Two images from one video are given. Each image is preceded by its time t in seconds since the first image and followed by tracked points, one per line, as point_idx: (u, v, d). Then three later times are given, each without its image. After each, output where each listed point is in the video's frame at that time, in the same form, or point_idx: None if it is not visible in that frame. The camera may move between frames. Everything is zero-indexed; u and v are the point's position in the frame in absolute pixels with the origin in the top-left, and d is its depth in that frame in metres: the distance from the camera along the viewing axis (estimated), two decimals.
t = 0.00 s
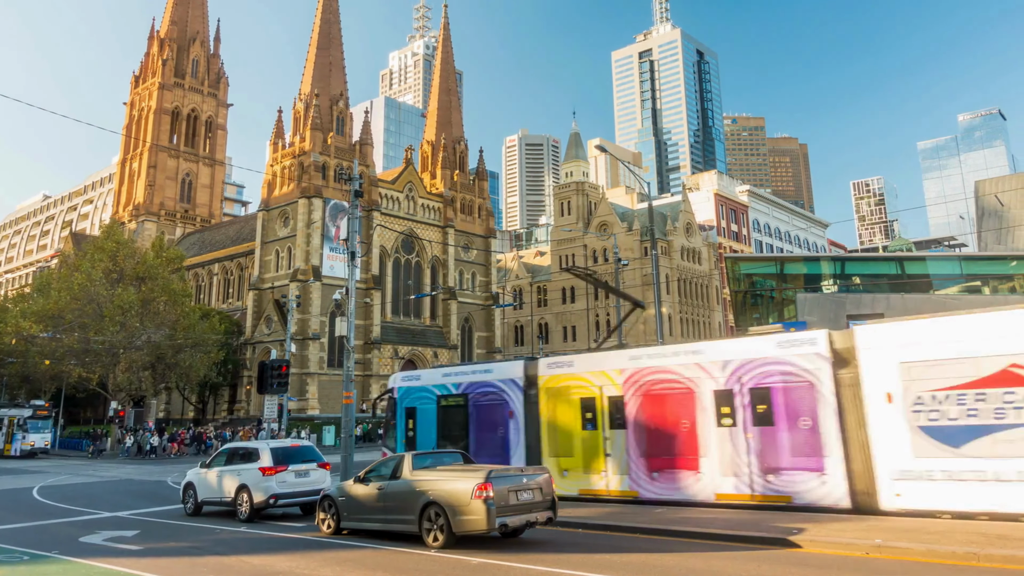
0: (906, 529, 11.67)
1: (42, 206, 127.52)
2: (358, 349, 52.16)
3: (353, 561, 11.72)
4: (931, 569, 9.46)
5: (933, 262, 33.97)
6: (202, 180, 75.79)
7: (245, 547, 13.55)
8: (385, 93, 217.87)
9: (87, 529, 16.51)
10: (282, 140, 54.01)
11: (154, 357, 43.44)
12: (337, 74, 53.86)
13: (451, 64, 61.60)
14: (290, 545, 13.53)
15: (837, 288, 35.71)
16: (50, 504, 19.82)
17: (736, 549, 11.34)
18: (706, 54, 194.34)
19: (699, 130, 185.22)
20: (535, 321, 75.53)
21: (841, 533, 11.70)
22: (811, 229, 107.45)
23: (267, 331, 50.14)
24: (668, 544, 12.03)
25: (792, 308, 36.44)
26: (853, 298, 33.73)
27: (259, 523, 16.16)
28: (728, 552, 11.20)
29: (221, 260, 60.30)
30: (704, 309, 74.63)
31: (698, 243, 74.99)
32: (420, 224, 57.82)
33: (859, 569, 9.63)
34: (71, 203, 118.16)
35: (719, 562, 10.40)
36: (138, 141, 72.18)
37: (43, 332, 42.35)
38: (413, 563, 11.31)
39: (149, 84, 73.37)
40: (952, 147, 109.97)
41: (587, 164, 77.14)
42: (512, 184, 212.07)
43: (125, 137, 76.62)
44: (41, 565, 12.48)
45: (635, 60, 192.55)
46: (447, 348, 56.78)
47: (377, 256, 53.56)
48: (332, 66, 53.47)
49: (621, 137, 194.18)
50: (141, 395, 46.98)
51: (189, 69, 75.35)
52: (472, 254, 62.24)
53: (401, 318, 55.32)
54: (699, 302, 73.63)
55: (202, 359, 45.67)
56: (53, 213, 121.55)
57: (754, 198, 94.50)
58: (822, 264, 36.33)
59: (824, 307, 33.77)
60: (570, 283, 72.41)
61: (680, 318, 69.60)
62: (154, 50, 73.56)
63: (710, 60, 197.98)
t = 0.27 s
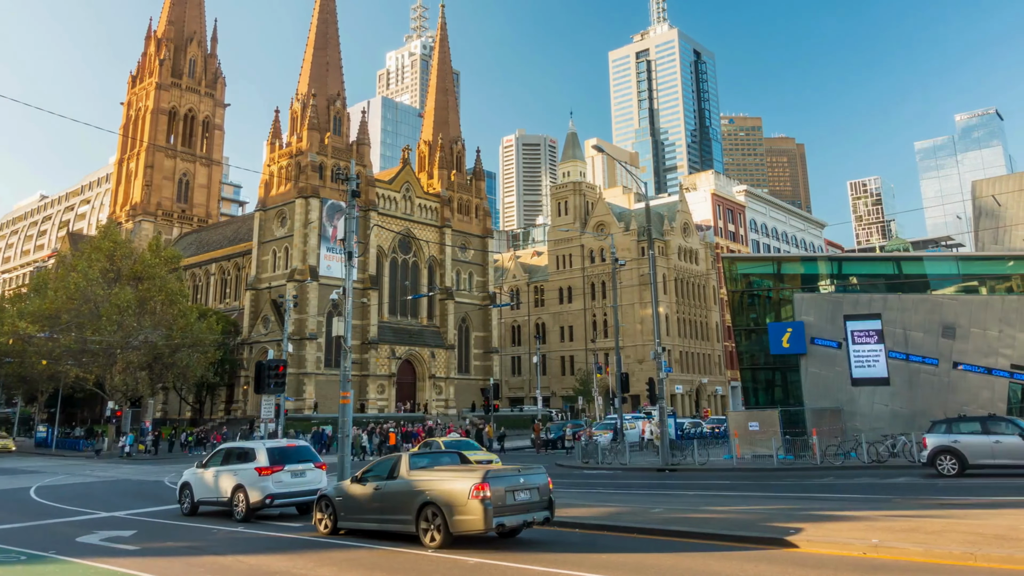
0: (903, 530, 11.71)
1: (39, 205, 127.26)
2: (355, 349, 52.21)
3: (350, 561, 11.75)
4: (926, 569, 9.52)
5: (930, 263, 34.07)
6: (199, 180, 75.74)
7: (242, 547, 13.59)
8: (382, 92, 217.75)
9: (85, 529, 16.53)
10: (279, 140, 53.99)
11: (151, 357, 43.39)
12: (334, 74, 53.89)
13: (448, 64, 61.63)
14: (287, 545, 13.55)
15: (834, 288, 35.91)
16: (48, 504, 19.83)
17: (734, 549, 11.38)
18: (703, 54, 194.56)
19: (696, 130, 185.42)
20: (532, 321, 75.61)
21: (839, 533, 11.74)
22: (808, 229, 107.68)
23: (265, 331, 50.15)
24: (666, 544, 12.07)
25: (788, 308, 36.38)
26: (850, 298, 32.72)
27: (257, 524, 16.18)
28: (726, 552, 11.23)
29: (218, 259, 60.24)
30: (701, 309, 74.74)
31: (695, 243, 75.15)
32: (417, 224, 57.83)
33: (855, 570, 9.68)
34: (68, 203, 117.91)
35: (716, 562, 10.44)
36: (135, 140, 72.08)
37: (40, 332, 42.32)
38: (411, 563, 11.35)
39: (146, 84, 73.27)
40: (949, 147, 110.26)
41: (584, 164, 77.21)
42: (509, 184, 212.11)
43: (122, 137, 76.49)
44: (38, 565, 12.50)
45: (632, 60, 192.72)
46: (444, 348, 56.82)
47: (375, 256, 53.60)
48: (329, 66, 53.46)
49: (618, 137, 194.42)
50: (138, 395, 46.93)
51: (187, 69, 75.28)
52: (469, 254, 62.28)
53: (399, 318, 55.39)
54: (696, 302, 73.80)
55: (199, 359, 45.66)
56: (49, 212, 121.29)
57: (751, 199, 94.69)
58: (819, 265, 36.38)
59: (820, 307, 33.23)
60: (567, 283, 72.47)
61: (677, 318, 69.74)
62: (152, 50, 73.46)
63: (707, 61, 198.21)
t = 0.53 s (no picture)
0: (900, 531, 11.77)
1: (36, 205, 126.95)
2: (352, 349, 52.21)
3: (349, 561, 11.77)
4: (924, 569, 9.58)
5: (927, 262, 34.14)
6: (196, 180, 75.64)
7: (240, 547, 13.60)
8: (379, 92, 217.62)
9: (83, 529, 16.55)
10: (276, 140, 53.95)
11: (148, 357, 43.32)
12: (331, 74, 53.88)
13: (445, 64, 61.65)
14: (286, 545, 13.59)
15: (831, 288, 35.90)
16: (46, 504, 19.85)
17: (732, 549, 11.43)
18: (700, 54, 194.74)
19: (693, 130, 185.62)
20: (530, 321, 75.67)
21: (836, 533, 11.81)
22: (805, 229, 107.98)
23: (262, 331, 50.11)
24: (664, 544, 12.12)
25: (785, 308, 36.20)
26: (847, 297, 34.32)
27: (255, 524, 16.20)
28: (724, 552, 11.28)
29: (215, 260, 60.17)
30: (698, 309, 74.87)
31: (692, 243, 75.29)
32: (414, 224, 57.88)
33: (853, 570, 9.74)
34: (65, 203, 117.56)
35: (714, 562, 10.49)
36: (132, 140, 71.94)
37: (38, 332, 42.29)
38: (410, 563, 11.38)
39: (143, 84, 73.13)
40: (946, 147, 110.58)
41: (581, 164, 77.26)
42: (506, 184, 212.17)
43: (118, 137, 76.34)
44: (37, 565, 12.53)
45: (629, 60, 192.92)
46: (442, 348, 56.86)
47: (372, 256, 53.62)
48: (326, 66, 53.45)
49: (615, 137, 194.59)
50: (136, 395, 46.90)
51: (183, 69, 75.15)
52: (466, 254, 62.32)
53: (396, 318, 55.43)
54: (693, 302, 73.94)
55: (196, 359, 45.64)
56: (46, 213, 120.97)
57: (748, 198, 94.88)
58: (817, 264, 36.48)
59: (818, 307, 34.49)
60: (564, 283, 72.52)
61: (674, 318, 69.88)
62: (148, 50, 73.31)
63: (704, 61, 198.36)
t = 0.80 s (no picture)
0: (895, 531, 11.78)
1: (33, 205, 126.79)
2: (349, 349, 52.20)
3: (343, 562, 11.75)
4: (920, 569, 9.58)
5: (924, 263, 34.17)
6: (193, 180, 75.55)
7: (235, 547, 13.58)
8: (376, 92, 217.57)
9: (77, 529, 16.53)
10: (273, 140, 53.94)
11: (145, 357, 43.28)
12: (328, 74, 53.86)
13: (442, 64, 61.71)
14: (280, 546, 13.57)
15: (828, 288, 35.95)
16: (41, 504, 19.83)
17: (727, 549, 11.43)
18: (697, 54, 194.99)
19: (690, 130, 185.85)
20: (526, 321, 75.76)
21: (830, 533, 11.82)
22: (802, 230, 108.15)
23: (258, 331, 50.13)
24: (660, 544, 12.11)
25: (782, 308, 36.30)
26: (844, 298, 34.39)
27: (249, 525, 16.17)
28: (719, 552, 11.27)
29: (212, 260, 60.15)
30: (695, 309, 74.99)
31: (689, 243, 75.40)
32: (411, 224, 57.88)
33: (847, 569, 9.75)
34: (62, 203, 117.37)
35: (710, 562, 10.49)
36: (129, 140, 71.87)
37: (34, 332, 42.26)
38: (404, 563, 11.37)
39: (140, 84, 73.05)
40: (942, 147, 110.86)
41: (578, 164, 77.36)
42: (503, 184, 212.31)
43: (115, 137, 76.24)
44: (31, 565, 12.53)
45: (626, 61, 193.20)
46: (439, 348, 56.91)
47: (368, 256, 53.63)
48: (323, 66, 53.45)
49: (612, 137, 194.83)
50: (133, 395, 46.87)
51: (180, 69, 75.06)
52: (463, 254, 62.36)
53: (392, 318, 55.45)
54: (690, 302, 74.11)
55: (193, 359, 45.66)
56: (44, 213, 120.82)
57: (745, 198, 95.07)
58: (813, 265, 36.47)
59: (815, 306, 34.50)
60: (561, 283, 72.61)
61: (671, 317, 70.01)
62: (145, 50, 73.22)
63: (701, 61, 198.58)
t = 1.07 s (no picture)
0: (891, 531, 11.90)
1: (30, 206, 126.57)
2: (346, 349, 52.26)
3: (343, 562, 11.83)
4: (917, 569, 9.68)
5: (921, 263, 34.40)
6: (190, 180, 75.47)
7: (234, 547, 13.65)
8: (373, 92, 217.51)
9: (75, 529, 16.58)
10: (270, 140, 53.96)
11: (142, 357, 43.26)
12: (325, 74, 53.91)
13: (439, 65, 61.77)
14: (279, 546, 13.64)
15: (825, 288, 36.13)
16: (39, 504, 19.87)
17: (725, 549, 11.54)
18: (694, 54, 195.24)
19: (687, 130, 186.12)
20: (523, 321, 75.85)
21: (828, 533, 11.94)
22: (799, 229, 108.41)
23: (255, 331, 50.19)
24: (658, 544, 12.21)
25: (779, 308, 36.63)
26: (841, 298, 34.50)
27: (247, 525, 16.24)
28: (717, 552, 11.38)
29: (209, 260, 60.13)
30: (692, 309, 75.12)
31: (686, 243, 75.50)
32: (408, 224, 57.91)
33: (845, 569, 9.85)
34: (59, 203, 117.12)
35: (707, 562, 10.59)
36: (126, 140, 71.82)
37: (31, 332, 42.22)
38: (403, 564, 11.44)
39: (137, 84, 72.98)
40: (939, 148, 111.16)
41: (575, 164, 77.50)
42: (500, 184, 212.39)
43: (112, 137, 76.14)
44: (30, 565, 12.59)
45: (623, 61, 193.45)
46: (436, 348, 57.00)
47: (366, 256, 53.65)
48: (320, 66, 53.48)
49: (609, 137, 195.05)
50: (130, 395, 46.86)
51: (177, 69, 74.99)
52: (460, 254, 62.43)
53: (389, 318, 55.46)
54: (687, 302, 74.25)
55: (190, 359, 45.70)
56: (41, 213, 120.54)
57: (742, 198, 95.27)
58: (811, 265, 36.67)
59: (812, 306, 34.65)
60: (558, 283, 72.68)
61: (668, 317, 70.14)
62: (142, 50, 73.16)
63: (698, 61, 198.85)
